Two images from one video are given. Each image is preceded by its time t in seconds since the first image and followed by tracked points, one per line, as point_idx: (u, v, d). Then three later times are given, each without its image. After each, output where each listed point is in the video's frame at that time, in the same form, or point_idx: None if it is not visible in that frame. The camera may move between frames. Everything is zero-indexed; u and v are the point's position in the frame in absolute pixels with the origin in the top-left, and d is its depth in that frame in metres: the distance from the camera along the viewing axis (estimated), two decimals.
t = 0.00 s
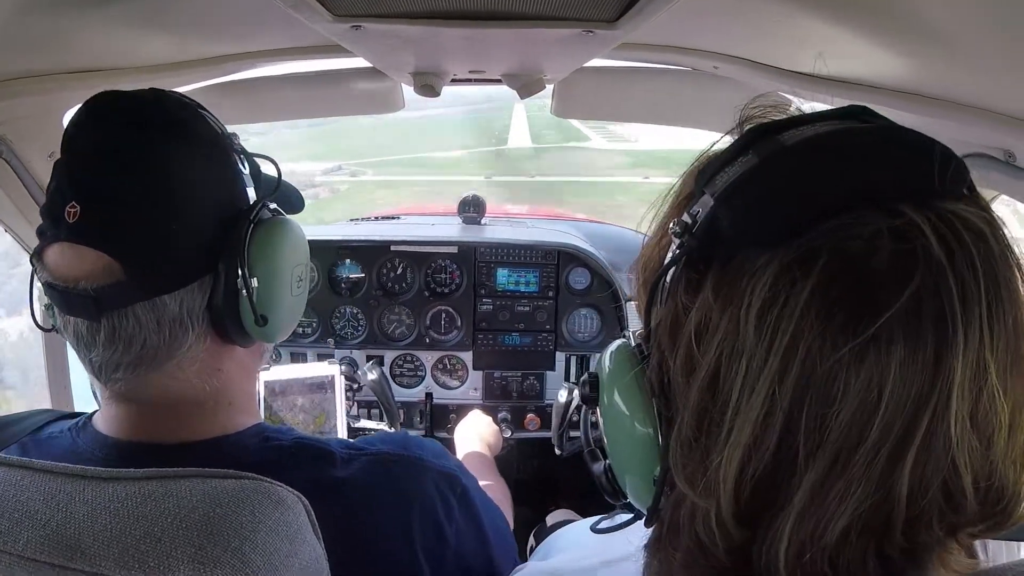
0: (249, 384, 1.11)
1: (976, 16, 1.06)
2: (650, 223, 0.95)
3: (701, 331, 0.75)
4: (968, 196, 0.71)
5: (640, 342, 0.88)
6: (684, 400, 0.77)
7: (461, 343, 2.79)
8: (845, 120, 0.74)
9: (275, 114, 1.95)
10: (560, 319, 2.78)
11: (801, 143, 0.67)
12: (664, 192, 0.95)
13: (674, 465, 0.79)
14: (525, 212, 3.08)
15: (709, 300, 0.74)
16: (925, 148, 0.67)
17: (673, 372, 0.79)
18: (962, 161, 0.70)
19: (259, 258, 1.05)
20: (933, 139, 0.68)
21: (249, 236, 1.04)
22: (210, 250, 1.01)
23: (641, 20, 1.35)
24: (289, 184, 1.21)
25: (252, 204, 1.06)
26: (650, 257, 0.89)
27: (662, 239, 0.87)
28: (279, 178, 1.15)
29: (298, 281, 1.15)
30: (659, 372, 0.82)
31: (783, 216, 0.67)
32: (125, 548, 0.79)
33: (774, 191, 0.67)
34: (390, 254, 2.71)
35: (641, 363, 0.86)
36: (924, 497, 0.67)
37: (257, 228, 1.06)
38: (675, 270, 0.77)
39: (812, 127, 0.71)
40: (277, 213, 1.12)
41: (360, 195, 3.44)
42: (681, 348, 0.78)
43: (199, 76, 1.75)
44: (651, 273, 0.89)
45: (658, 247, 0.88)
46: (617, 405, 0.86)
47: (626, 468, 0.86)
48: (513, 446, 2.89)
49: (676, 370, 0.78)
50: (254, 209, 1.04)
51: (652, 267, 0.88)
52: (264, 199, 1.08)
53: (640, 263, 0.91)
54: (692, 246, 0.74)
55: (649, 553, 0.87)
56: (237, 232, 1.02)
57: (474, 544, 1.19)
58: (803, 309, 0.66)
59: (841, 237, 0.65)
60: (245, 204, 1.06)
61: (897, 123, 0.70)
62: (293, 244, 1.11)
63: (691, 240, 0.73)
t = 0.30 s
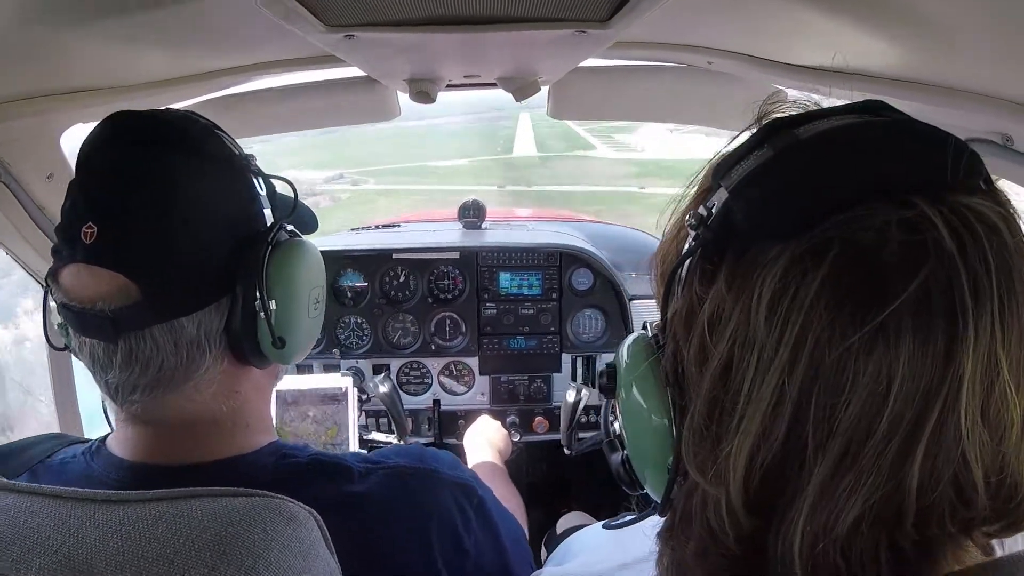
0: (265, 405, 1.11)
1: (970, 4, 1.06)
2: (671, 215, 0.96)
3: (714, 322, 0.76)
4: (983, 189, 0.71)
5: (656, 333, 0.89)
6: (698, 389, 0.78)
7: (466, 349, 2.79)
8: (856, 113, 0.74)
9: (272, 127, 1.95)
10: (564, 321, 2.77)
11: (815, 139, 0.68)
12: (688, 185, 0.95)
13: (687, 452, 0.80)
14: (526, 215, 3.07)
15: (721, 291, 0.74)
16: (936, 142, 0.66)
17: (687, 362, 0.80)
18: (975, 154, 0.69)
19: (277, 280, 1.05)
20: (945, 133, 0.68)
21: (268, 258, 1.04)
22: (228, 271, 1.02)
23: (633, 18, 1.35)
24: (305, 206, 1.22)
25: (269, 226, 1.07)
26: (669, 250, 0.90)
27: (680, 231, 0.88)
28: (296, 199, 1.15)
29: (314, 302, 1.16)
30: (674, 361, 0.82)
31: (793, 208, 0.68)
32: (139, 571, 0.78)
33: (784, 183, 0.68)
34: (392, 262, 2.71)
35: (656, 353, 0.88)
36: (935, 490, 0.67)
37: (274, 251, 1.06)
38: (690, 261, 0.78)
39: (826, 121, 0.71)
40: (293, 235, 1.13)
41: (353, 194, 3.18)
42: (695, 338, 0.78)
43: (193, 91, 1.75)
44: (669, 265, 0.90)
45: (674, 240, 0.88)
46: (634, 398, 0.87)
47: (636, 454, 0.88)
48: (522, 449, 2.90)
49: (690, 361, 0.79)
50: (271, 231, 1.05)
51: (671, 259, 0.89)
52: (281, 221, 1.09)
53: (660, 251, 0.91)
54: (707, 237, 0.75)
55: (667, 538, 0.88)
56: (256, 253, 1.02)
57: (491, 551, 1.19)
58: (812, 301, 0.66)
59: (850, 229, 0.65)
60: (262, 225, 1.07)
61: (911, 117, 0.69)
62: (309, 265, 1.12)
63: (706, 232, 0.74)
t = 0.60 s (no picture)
0: (305, 434, 1.10)
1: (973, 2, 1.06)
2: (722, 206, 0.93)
3: (772, 317, 0.73)
4: None
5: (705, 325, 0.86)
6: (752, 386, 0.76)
7: (479, 363, 2.79)
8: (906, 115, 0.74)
9: (277, 147, 1.95)
10: (577, 332, 2.77)
11: (877, 137, 0.67)
12: (734, 187, 0.94)
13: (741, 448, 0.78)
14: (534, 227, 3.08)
15: (780, 284, 0.72)
16: (992, 147, 0.66)
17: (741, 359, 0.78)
18: None
19: (328, 316, 1.06)
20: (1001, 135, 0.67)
21: (318, 291, 1.05)
22: (280, 306, 1.00)
23: (636, 27, 1.34)
24: (351, 243, 1.19)
25: (320, 260, 1.07)
26: (716, 242, 0.87)
27: (733, 222, 0.85)
28: (344, 232, 1.15)
29: (362, 337, 1.16)
30: (727, 359, 0.80)
31: (854, 205, 0.67)
32: None
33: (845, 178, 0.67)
34: (402, 279, 2.70)
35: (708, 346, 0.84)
36: (984, 490, 0.68)
37: (324, 284, 1.07)
38: (745, 254, 0.75)
39: (883, 121, 0.71)
40: (342, 268, 1.13)
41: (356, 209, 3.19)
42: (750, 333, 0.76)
43: (197, 115, 1.75)
44: (717, 258, 0.87)
45: (727, 231, 0.85)
46: (683, 395, 0.84)
47: (681, 452, 0.85)
48: (539, 462, 2.89)
49: (743, 358, 0.77)
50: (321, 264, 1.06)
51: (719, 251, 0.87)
52: (330, 254, 1.09)
53: (708, 242, 0.89)
54: (765, 232, 0.72)
55: (711, 532, 0.88)
56: (308, 288, 1.03)
57: None
58: (875, 298, 0.65)
59: (912, 227, 0.64)
60: (311, 258, 1.06)
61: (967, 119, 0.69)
62: (357, 298, 1.12)
63: (763, 226, 0.72)
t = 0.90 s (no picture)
0: (334, 439, 1.11)
1: (987, 11, 1.07)
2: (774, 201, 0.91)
3: (838, 315, 0.72)
4: None
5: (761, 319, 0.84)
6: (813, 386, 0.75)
7: (493, 371, 2.79)
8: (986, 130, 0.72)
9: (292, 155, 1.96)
10: (590, 340, 2.77)
11: (958, 146, 0.66)
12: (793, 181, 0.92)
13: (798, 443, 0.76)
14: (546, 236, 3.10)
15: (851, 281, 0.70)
16: None
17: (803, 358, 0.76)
18: None
19: (365, 328, 1.06)
20: None
21: (355, 305, 1.05)
22: (317, 321, 1.00)
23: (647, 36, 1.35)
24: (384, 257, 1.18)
25: (355, 272, 1.06)
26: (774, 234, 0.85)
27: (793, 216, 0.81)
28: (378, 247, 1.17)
29: (395, 346, 1.16)
30: (788, 355, 0.79)
31: (928, 211, 0.66)
32: None
33: (920, 181, 0.66)
34: (416, 287, 2.70)
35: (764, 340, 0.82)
36: None
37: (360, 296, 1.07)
38: (808, 251, 0.73)
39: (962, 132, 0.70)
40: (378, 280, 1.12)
41: (355, 203, 2.76)
42: (812, 332, 0.75)
43: (210, 123, 1.76)
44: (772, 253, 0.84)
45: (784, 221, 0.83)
46: (730, 387, 0.83)
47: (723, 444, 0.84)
48: (553, 469, 2.89)
49: (806, 354, 0.75)
50: (357, 277, 1.05)
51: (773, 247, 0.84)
52: (366, 267, 1.09)
53: (762, 234, 0.88)
54: (835, 229, 0.70)
55: (753, 522, 0.87)
56: (344, 302, 1.03)
57: None
58: (950, 303, 0.64)
59: (989, 238, 0.63)
60: (347, 269, 1.06)
61: None
62: (392, 311, 1.11)
63: (832, 222, 0.70)
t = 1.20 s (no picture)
0: (351, 426, 1.10)
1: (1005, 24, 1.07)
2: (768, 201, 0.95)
3: (813, 293, 0.77)
4: None
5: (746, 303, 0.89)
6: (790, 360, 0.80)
7: (496, 366, 2.79)
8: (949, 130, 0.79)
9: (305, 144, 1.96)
10: (595, 339, 2.77)
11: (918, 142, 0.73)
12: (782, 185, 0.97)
13: (778, 412, 0.81)
14: (554, 234, 3.09)
15: (825, 261, 0.76)
16: None
17: (780, 336, 0.82)
18: None
19: (390, 313, 1.07)
20: None
21: (381, 290, 1.05)
22: (341, 307, 1.00)
23: (664, 38, 1.35)
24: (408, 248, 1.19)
25: (382, 257, 1.06)
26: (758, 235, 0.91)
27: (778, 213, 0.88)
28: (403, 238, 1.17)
29: (420, 334, 1.17)
30: (768, 333, 0.83)
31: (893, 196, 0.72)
32: None
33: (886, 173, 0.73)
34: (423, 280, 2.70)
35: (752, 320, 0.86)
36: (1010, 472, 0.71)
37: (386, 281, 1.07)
38: (791, 239, 0.79)
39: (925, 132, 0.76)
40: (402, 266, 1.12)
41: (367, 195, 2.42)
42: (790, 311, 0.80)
43: (224, 108, 1.76)
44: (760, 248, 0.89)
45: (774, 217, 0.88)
46: (720, 374, 0.85)
47: (715, 432, 0.87)
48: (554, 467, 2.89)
49: (784, 332, 0.81)
50: (384, 263, 1.05)
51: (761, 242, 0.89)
52: (393, 253, 1.09)
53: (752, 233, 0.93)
54: (812, 217, 0.77)
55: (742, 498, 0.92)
56: (371, 287, 1.03)
57: None
58: (911, 277, 0.69)
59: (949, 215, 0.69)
60: (373, 256, 1.05)
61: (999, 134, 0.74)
62: (415, 299, 1.12)
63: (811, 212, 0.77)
